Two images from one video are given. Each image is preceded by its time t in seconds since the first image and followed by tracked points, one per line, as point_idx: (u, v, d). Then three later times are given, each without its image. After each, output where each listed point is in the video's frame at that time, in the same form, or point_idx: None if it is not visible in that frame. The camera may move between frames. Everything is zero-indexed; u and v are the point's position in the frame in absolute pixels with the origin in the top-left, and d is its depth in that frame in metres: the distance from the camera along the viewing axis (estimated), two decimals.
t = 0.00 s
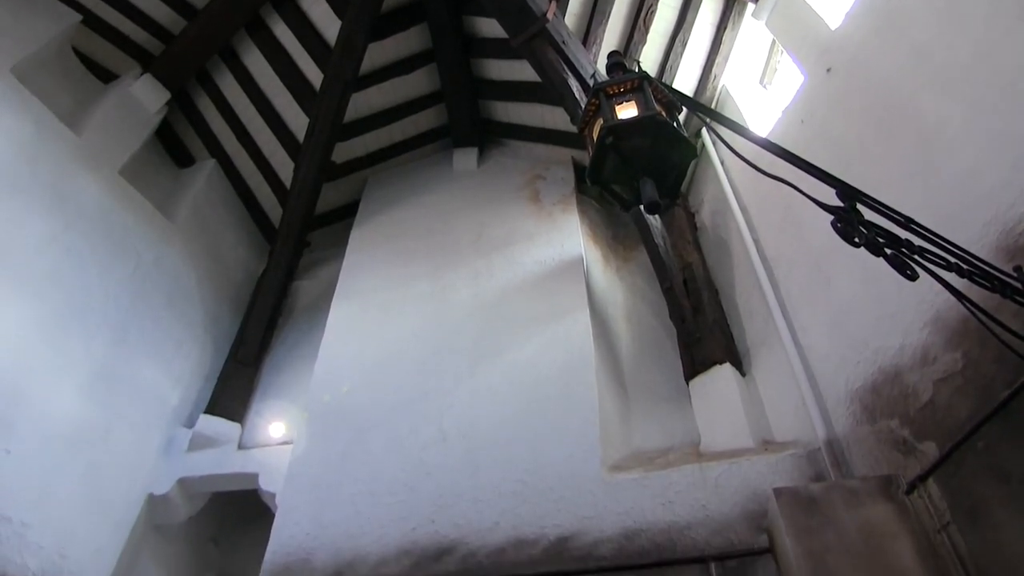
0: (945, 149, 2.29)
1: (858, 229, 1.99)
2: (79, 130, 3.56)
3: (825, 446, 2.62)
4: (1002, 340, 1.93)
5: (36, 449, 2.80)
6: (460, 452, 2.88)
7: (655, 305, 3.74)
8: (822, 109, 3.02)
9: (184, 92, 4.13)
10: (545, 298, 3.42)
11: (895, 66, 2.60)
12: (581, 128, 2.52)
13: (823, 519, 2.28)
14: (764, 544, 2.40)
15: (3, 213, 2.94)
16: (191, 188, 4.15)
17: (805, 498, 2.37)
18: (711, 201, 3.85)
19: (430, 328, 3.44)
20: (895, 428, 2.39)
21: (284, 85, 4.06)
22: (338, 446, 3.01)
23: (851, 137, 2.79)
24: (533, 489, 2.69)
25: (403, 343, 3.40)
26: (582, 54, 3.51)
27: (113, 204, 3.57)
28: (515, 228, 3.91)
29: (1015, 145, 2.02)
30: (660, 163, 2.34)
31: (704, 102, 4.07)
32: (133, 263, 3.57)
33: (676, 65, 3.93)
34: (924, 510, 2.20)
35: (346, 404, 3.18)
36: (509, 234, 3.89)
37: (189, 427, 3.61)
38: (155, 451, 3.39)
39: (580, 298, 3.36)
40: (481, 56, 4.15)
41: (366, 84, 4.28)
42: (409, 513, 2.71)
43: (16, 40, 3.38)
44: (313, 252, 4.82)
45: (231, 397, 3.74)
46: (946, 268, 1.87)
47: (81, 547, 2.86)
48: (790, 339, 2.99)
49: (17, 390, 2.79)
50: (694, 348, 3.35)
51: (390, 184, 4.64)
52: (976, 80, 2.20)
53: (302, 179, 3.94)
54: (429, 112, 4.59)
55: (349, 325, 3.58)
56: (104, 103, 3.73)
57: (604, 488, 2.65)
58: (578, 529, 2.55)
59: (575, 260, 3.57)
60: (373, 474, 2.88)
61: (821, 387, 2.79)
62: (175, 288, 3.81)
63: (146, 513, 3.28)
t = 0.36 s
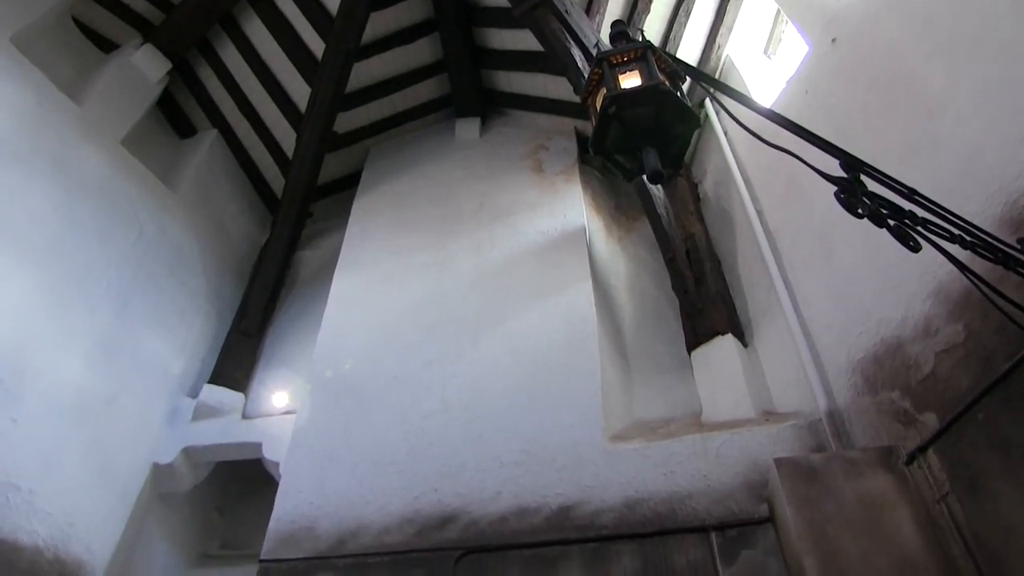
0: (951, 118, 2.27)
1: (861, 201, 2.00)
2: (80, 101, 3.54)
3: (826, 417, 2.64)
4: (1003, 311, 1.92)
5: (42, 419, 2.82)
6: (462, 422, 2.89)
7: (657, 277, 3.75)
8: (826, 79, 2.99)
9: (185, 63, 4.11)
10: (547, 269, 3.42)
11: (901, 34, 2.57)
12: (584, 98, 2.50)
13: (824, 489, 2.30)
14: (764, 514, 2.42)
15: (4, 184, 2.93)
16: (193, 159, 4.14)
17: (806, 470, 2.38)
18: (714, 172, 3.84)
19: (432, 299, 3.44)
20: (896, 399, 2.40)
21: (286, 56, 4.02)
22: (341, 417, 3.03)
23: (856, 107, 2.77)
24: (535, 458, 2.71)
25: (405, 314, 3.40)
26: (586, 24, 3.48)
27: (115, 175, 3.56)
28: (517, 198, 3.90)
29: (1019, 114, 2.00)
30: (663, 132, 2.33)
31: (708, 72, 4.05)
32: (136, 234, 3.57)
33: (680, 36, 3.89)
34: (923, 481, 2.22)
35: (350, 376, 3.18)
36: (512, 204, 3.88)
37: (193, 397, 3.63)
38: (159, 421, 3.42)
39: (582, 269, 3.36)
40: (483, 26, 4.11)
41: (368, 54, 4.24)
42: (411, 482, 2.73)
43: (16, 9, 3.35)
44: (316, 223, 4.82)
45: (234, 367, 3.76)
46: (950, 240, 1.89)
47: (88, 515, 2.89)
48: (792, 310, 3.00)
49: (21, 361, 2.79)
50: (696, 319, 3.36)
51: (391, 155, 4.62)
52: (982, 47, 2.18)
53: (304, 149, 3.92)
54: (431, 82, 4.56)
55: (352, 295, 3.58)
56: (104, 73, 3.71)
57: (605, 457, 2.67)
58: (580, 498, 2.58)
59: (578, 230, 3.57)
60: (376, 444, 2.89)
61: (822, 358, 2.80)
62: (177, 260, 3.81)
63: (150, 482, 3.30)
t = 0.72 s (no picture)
0: (960, 83, 2.24)
1: (867, 168, 2.00)
2: (81, 68, 3.51)
3: (829, 385, 2.65)
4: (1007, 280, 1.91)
5: (49, 387, 2.83)
6: (466, 389, 2.91)
7: (660, 244, 3.75)
8: (833, 44, 2.96)
9: (187, 30, 4.11)
10: (551, 236, 3.41)
11: None
12: (589, 64, 2.47)
13: (826, 456, 2.31)
14: (766, 481, 2.44)
15: (7, 153, 2.92)
16: (195, 127, 4.13)
17: (808, 439, 2.40)
18: (718, 140, 3.82)
19: (436, 266, 3.44)
20: (898, 367, 2.41)
21: (288, 25, 3.98)
22: (345, 385, 3.04)
23: (864, 71, 2.74)
24: (539, 425, 2.73)
25: (409, 281, 3.40)
26: None
27: (117, 144, 3.54)
28: (521, 165, 3.90)
29: None
30: (667, 97, 2.33)
31: (713, 39, 4.03)
32: (140, 201, 3.56)
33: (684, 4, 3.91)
34: (924, 449, 2.24)
35: (351, 353, 3.16)
36: (516, 171, 3.87)
37: (198, 364, 3.66)
38: (165, 387, 3.44)
39: (586, 236, 3.36)
40: None
41: (373, 20, 4.19)
42: (416, 448, 2.75)
43: None
44: (319, 190, 4.82)
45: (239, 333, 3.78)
46: (955, 209, 1.89)
47: (97, 481, 2.92)
48: (795, 277, 3.00)
49: (27, 329, 2.80)
50: (699, 286, 3.36)
51: (394, 123, 4.60)
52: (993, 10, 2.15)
53: (308, 114, 3.86)
54: (435, 49, 4.52)
55: (356, 262, 3.59)
56: (105, 40, 3.68)
57: (608, 424, 2.68)
58: (584, 464, 2.60)
59: (582, 197, 3.56)
60: (380, 412, 2.91)
61: (825, 324, 2.80)
62: (181, 228, 3.81)
63: (157, 448, 3.33)
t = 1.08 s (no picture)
0: (967, 42, 2.21)
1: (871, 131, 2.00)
2: (81, 32, 3.47)
3: (831, 348, 2.68)
4: (1008, 241, 1.93)
5: (55, 352, 2.85)
6: (469, 353, 2.92)
7: (663, 208, 3.76)
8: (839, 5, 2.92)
9: None
10: (554, 198, 3.40)
11: None
12: (591, 26, 2.46)
13: (827, 419, 2.32)
14: (767, 444, 2.46)
15: (9, 120, 2.91)
16: (196, 92, 4.10)
17: (810, 402, 2.40)
18: (722, 103, 3.79)
19: (439, 231, 3.43)
20: (900, 330, 2.41)
21: None
22: (349, 351, 3.04)
23: (870, 32, 2.71)
24: (542, 389, 2.74)
25: (411, 245, 3.40)
26: None
27: (119, 109, 3.52)
28: (524, 128, 3.88)
29: None
30: (671, 58, 2.31)
31: None
32: (141, 166, 3.55)
33: None
34: (925, 412, 2.25)
35: (353, 329, 3.12)
36: (519, 133, 3.86)
37: (202, 329, 3.67)
38: (170, 351, 3.46)
39: (590, 198, 3.35)
40: None
41: None
42: (419, 412, 2.77)
43: None
44: (322, 154, 4.80)
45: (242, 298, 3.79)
46: (960, 173, 1.90)
47: (104, 445, 2.95)
48: (799, 240, 2.99)
49: (31, 295, 2.81)
50: (702, 250, 3.37)
51: (395, 87, 4.57)
52: None
53: (311, 77, 3.85)
54: (438, 12, 4.50)
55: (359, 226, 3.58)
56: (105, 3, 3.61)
57: (611, 386, 2.70)
58: (586, 427, 2.62)
59: (585, 160, 3.55)
60: (383, 376, 2.92)
61: (828, 287, 2.81)
62: (184, 192, 3.81)
63: (162, 413, 3.36)
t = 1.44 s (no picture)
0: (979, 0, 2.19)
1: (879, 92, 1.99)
2: None
3: (835, 312, 2.67)
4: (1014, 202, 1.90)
5: (63, 316, 2.88)
6: (474, 313, 2.93)
7: (668, 169, 3.75)
8: None
9: None
10: (559, 160, 3.40)
11: None
12: None
13: (830, 382, 2.34)
14: (771, 406, 2.48)
15: (13, 84, 2.89)
16: (198, 56, 4.08)
17: (813, 364, 2.43)
18: (728, 65, 3.78)
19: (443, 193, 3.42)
20: (904, 293, 2.41)
21: None
22: (354, 313, 3.05)
23: None
24: (547, 351, 2.76)
25: (415, 208, 3.39)
26: None
27: (122, 73, 3.51)
28: (529, 89, 3.86)
29: None
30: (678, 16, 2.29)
31: None
32: (144, 129, 3.54)
33: None
34: (928, 374, 2.27)
35: (356, 303, 3.08)
36: (523, 95, 3.83)
37: (207, 293, 3.69)
38: (175, 314, 3.48)
39: (594, 161, 3.34)
40: None
41: None
42: (423, 375, 2.79)
43: None
44: (325, 117, 4.78)
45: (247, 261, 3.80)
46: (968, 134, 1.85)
47: (112, 409, 3.00)
48: (803, 203, 2.99)
49: (38, 258, 2.83)
50: (706, 212, 3.36)
51: (398, 50, 4.53)
52: None
53: (312, 44, 4.01)
54: None
55: (363, 187, 3.57)
56: None
57: (615, 348, 2.71)
58: (590, 389, 2.64)
59: (590, 123, 3.54)
60: (388, 338, 2.93)
61: (833, 250, 2.80)
62: (188, 155, 3.80)
63: (168, 377, 3.38)
